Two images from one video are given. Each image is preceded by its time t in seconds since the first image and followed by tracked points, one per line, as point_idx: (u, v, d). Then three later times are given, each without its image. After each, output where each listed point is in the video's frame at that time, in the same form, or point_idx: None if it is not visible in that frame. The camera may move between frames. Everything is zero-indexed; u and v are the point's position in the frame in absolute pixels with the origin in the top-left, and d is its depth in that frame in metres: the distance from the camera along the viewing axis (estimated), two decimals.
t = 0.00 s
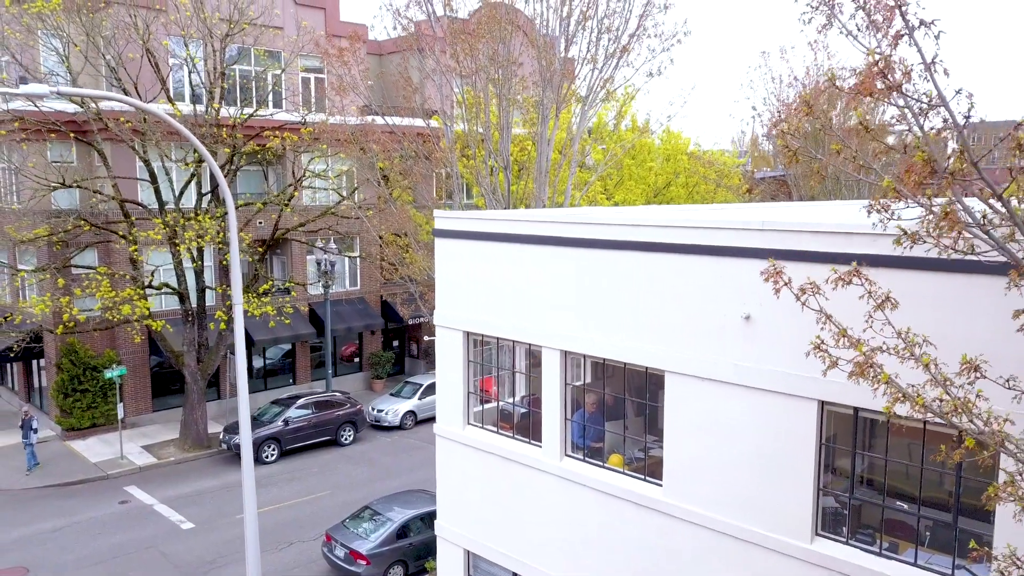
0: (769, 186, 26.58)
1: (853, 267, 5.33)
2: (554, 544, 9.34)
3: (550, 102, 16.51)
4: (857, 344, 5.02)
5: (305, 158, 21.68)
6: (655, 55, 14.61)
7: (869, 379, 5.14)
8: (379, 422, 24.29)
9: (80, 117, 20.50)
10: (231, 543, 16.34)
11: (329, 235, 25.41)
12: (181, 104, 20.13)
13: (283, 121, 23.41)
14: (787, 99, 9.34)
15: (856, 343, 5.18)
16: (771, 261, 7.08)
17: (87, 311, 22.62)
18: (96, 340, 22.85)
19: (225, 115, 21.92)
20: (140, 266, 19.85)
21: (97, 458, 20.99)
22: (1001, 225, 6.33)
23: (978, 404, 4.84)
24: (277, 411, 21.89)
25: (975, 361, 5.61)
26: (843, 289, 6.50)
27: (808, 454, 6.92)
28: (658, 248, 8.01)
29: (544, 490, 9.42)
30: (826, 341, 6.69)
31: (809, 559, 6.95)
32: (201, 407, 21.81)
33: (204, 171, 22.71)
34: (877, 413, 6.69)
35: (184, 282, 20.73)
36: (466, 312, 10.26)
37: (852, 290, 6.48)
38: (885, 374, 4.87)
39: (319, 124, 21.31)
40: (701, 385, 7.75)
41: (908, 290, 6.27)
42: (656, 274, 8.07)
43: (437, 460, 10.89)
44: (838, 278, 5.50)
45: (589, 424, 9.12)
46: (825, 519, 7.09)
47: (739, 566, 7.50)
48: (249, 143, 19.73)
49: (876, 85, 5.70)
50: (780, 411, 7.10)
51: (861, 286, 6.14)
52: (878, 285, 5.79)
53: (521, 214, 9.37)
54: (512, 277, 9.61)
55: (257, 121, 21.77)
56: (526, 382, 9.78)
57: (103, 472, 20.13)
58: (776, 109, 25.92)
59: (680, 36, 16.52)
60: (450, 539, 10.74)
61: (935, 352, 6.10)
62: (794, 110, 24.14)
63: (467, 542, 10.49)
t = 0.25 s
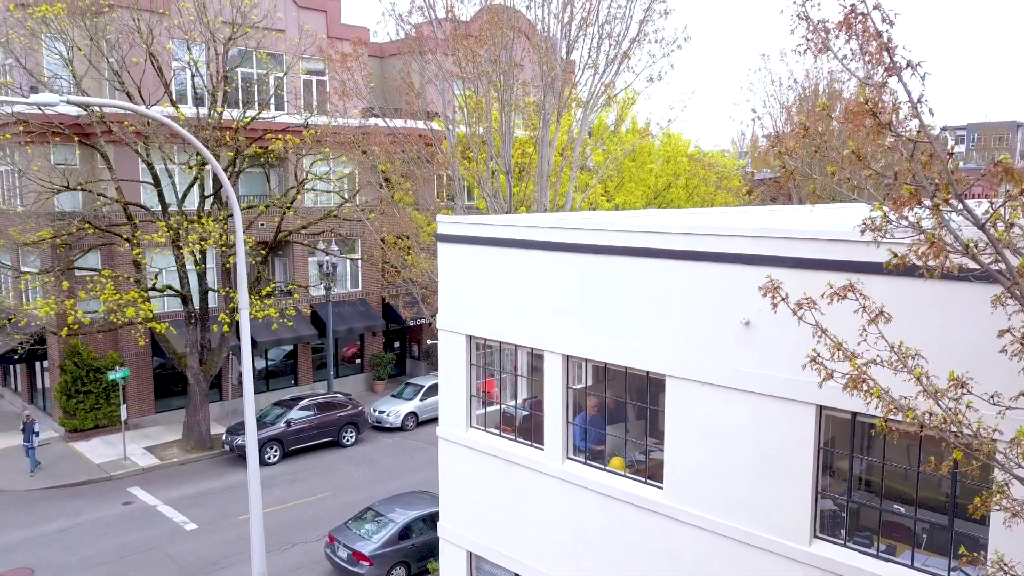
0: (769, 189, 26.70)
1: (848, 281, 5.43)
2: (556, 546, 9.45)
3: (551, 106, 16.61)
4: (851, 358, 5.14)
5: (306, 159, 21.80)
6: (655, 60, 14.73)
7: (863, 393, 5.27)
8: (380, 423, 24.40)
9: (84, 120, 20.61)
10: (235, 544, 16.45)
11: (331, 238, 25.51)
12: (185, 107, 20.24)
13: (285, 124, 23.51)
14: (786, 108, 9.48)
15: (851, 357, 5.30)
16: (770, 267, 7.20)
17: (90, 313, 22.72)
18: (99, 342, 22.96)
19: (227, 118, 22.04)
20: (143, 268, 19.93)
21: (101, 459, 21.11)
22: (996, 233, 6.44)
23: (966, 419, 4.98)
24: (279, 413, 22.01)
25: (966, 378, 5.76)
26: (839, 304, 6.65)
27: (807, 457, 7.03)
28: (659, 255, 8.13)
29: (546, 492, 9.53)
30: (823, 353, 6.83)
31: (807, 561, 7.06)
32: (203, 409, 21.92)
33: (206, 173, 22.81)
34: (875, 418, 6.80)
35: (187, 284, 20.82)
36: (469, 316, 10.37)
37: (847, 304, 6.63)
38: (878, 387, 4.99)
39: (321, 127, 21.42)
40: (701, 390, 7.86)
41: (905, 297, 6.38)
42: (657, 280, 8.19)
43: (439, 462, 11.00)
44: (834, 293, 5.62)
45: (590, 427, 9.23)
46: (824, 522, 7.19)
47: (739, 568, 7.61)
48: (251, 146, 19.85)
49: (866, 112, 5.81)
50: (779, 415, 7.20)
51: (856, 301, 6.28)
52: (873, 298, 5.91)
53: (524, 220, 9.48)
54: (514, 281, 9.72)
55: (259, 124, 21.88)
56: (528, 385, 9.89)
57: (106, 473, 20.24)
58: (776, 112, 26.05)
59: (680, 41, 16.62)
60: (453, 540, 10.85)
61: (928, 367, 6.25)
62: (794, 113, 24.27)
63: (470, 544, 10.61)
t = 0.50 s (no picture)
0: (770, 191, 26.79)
1: (843, 295, 5.54)
2: (558, 548, 9.55)
3: (552, 109, 16.70)
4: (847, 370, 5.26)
5: (308, 161, 21.91)
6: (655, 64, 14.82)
7: (859, 402, 5.38)
8: (382, 424, 24.51)
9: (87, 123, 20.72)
10: (238, 546, 16.55)
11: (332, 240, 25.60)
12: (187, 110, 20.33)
13: (286, 126, 23.61)
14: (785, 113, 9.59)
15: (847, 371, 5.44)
16: (769, 274, 7.30)
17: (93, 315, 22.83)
18: (102, 344, 23.07)
19: (230, 121, 22.14)
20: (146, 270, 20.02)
21: (104, 461, 21.21)
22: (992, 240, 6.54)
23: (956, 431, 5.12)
24: (282, 414, 22.12)
25: (956, 391, 5.91)
26: (835, 317, 6.80)
27: (805, 460, 7.14)
28: (660, 260, 8.24)
29: (548, 494, 9.64)
30: (819, 365, 6.96)
31: (806, 563, 7.17)
32: (206, 410, 22.03)
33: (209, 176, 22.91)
34: (872, 422, 6.91)
35: (190, 286, 20.92)
36: (472, 320, 10.48)
37: (843, 318, 6.79)
38: (873, 401, 5.11)
39: (322, 130, 21.52)
40: (701, 394, 7.97)
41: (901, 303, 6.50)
42: (658, 286, 8.30)
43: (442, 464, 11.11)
44: (830, 306, 5.73)
45: (592, 430, 9.33)
46: (822, 524, 7.30)
47: (739, 569, 7.71)
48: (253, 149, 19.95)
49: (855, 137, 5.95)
50: (778, 419, 7.31)
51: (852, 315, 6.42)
52: (869, 311, 6.03)
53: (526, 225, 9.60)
54: (517, 286, 9.84)
55: (262, 127, 21.98)
56: (530, 389, 10.00)
57: (110, 474, 20.35)
58: (776, 114, 26.15)
59: (681, 45, 16.71)
60: (456, 542, 10.96)
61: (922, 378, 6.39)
62: (794, 115, 24.37)
63: (473, 545, 10.71)
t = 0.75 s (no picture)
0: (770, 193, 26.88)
1: (841, 306, 5.64)
2: (561, 549, 9.66)
3: (554, 113, 16.79)
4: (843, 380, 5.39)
5: (310, 163, 22.02)
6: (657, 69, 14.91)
7: (857, 409, 5.49)
8: (384, 425, 24.61)
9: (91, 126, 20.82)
10: (242, 546, 16.66)
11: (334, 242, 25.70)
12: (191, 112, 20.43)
13: (289, 129, 23.71)
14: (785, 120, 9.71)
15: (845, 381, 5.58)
16: (770, 280, 7.41)
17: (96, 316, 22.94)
18: (105, 345, 23.18)
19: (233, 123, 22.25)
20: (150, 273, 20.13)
21: (108, 462, 21.32)
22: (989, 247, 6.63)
23: (950, 439, 5.23)
24: (284, 415, 22.23)
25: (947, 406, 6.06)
26: (833, 329, 6.93)
27: (805, 464, 7.24)
28: (661, 266, 8.34)
29: (551, 496, 9.74)
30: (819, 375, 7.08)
31: (806, 564, 7.27)
32: (209, 411, 22.14)
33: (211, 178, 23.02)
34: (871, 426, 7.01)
35: (193, 288, 21.02)
36: (475, 324, 10.59)
37: (841, 329, 6.92)
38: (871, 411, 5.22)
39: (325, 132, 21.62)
40: (703, 397, 8.07)
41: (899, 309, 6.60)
42: (659, 290, 8.40)
43: (445, 466, 11.23)
44: (829, 318, 5.83)
45: (594, 433, 9.43)
46: (822, 527, 7.40)
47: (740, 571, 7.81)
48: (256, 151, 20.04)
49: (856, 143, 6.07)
50: (779, 423, 7.42)
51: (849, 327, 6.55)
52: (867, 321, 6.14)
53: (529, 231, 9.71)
54: (520, 290, 9.95)
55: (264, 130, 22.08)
56: (532, 392, 10.10)
57: (113, 475, 20.45)
58: (777, 116, 26.24)
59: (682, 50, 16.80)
60: (460, 544, 11.07)
61: (919, 387, 6.50)
62: (795, 118, 24.46)
63: (476, 546, 10.82)
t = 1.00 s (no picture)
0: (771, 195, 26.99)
1: (839, 319, 5.74)
2: (563, 551, 9.76)
3: (556, 117, 16.90)
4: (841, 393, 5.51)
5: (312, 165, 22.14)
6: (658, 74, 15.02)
7: (855, 420, 5.60)
8: (385, 426, 24.72)
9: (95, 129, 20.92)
10: (245, 547, 16.77)
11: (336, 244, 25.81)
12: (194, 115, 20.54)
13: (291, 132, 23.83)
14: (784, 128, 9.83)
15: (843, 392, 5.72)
16: (770, 285, 7.51)
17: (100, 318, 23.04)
18: (108, 347, 23.28)
19: (235, 126, 22.35)
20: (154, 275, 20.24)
21: (111, 463, 21.42)
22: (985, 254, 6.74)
23: (944, 447, 5.34)
24: (287, 417, 22.33)
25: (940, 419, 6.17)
26: (832, 340, 7.05)
27: (805, 466, 7.35)
28: (663, 271, 8.45)
29: (553, 498, 9.85)
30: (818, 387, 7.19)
31: (806, 566, 7.37)
32: (212, 413, 22.25)
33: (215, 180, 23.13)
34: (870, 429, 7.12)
35: (196, 290, 21.13)
36: (478, 327, 10.70)
37: (840, 340, 7.04)
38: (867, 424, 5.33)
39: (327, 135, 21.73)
40: (704, 401, 8.17)
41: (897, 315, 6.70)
42: (661, 295, 8.51)
43: (449, 468, 11.33)
44: (827, 330, 5.93)
45: (596, 435, 9.53)
46: (822, 528, 7.50)
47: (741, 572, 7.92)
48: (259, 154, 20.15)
49: (864, 143, 6.01)
50: (779, 426, 7.52)
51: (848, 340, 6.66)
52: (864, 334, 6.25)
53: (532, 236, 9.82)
54: (522, 294, 10.06)
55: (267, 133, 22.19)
56: (535, 395, 10.20)
57: (117, 476, 20.56)
58: (777, 119, 26.36)
59: (683, 55, 16.92)
60: (463, 545, 11.17)
61: (914, 399, 6.63)
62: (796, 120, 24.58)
63: (479, 547, 10.92)
